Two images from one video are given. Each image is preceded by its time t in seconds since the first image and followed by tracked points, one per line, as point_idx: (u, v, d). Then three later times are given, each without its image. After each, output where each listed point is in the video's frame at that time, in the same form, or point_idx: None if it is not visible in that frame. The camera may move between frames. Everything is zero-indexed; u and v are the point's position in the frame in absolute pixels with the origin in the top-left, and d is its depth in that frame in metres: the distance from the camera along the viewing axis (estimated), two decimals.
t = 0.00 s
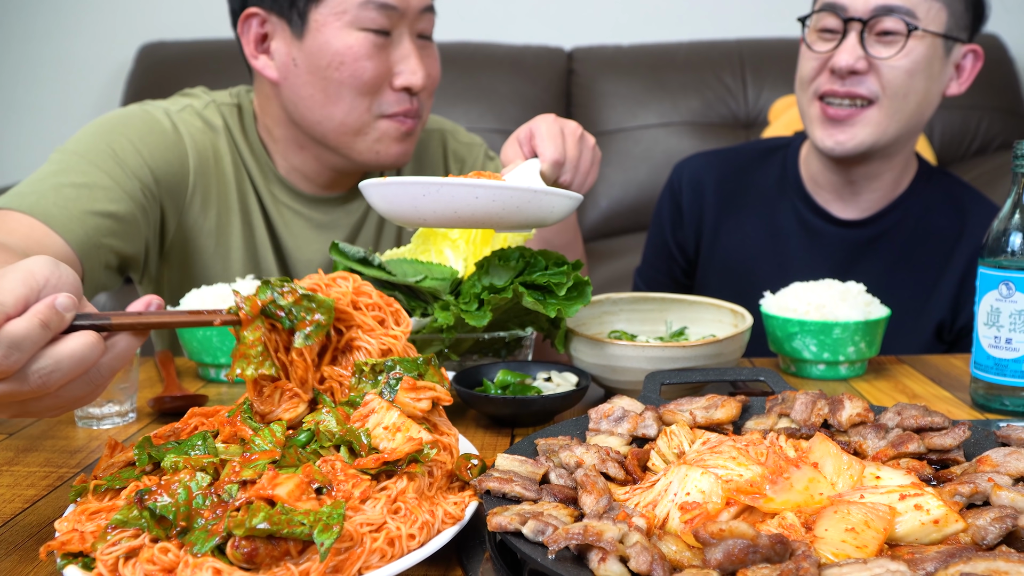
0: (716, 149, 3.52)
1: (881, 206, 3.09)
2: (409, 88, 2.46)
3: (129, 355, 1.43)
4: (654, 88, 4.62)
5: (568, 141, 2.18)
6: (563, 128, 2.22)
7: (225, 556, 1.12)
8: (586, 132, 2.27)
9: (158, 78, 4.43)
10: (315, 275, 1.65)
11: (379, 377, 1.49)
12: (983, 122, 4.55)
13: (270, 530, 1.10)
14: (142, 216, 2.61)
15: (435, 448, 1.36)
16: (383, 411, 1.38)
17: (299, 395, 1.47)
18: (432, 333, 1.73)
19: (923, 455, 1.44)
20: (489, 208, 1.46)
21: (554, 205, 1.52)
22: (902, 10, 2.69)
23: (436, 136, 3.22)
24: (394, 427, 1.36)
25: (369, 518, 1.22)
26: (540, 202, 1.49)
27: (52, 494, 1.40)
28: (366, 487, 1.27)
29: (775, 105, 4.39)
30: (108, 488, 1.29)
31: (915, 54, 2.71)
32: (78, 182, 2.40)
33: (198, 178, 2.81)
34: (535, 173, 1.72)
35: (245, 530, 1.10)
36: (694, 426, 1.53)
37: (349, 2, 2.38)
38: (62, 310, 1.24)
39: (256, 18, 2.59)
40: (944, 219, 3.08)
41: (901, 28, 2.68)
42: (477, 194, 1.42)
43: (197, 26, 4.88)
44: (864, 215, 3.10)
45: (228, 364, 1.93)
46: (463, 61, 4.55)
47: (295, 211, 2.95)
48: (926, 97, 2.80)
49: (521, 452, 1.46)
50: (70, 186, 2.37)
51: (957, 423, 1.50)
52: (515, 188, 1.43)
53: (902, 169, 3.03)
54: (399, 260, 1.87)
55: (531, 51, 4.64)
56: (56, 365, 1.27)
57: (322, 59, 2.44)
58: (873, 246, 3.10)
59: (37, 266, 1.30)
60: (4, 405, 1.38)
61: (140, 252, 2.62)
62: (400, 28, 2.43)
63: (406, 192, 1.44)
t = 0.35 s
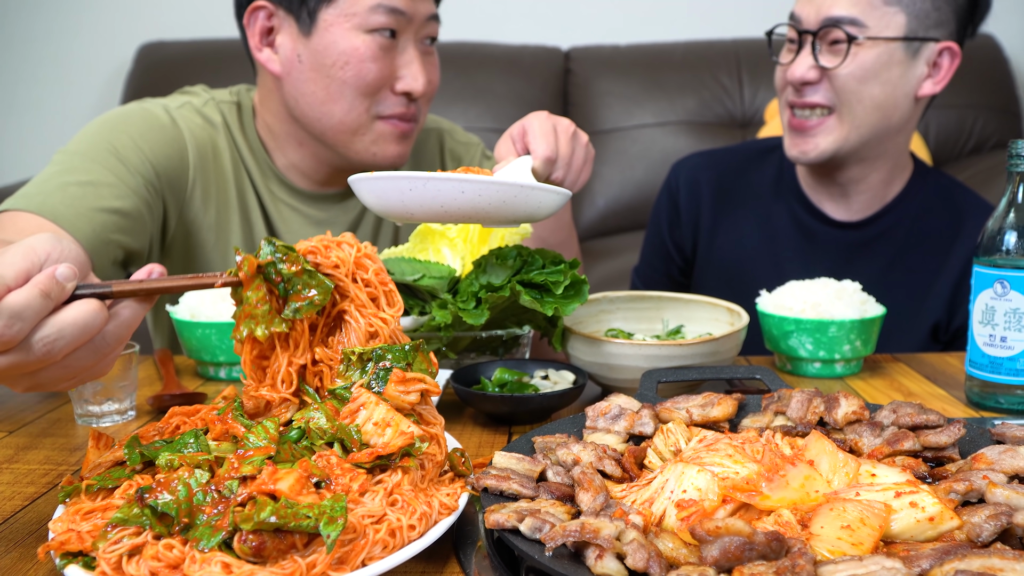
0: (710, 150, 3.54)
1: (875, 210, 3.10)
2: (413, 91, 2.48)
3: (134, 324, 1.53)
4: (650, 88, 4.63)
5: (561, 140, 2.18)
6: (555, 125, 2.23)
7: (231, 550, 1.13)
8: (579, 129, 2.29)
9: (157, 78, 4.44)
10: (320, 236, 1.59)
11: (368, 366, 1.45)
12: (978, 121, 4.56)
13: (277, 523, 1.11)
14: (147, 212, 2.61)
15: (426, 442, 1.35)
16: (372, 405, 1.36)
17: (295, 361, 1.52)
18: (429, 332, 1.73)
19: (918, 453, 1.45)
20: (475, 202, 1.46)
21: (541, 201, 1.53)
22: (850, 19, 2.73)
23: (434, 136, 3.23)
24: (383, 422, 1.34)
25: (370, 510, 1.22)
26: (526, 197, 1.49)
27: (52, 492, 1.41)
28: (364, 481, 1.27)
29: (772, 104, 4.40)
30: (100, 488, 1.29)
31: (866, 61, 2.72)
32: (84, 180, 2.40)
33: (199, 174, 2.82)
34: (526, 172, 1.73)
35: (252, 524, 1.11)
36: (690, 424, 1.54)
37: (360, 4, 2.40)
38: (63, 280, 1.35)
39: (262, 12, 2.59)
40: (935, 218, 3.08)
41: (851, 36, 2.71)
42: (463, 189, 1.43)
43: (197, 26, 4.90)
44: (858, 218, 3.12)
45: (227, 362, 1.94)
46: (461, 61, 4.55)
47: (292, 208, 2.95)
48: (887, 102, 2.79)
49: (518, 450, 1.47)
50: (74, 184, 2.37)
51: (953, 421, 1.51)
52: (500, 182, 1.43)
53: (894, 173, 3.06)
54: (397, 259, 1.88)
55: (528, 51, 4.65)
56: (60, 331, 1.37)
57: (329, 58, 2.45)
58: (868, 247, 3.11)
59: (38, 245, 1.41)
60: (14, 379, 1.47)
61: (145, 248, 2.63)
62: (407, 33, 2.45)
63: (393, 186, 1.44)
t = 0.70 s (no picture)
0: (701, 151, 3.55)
1: (863, 215, 3.11)
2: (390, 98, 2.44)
3: (159, 281, 1.60)
4: (647, 87, 4.64)
5: (555, 140, 2.19)
6: (550, 126, 2.24)
7: (231, 547, 1.14)
8: (574, 130, 2.29)
9: (157, 78, 4.45)
10: (345, 196, 1.52)
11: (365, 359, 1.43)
12: (973, 120, 4.57)
13: (276, 521, 1.12)
14: (164, 201, 2.63)
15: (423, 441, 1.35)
16: (367, 405, 1.36)
17: (310, 322, 1.51)
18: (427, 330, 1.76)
19: (913, 450, 1.46)
20: (463, 197, 1.50)
21: (529, 196, 1.57)
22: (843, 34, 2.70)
23: (437, 135, 3.25)
24: (379, 421, 1.34)
25: (368, 508, 1.23)
26: (513, 192, 1.53)
27: (52, 489, 1.42)
28: (362, 478, 1.28)
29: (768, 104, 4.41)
30: (100, 485, 1.29)
31: (860, 87, 2.72)
32: (104, 170, 2.43)
33: (210, 166, 2.85)
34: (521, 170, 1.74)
35: (251, 521, 1.12)
36: (687, 422, 1.55)
37: (340, 8, 2.36)
38: (86, 235, 1.43)
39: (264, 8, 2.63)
40: (925, 219, 3.08)
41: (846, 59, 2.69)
42: (450, 183, 1.46)
43: (197, 26, 4.91)
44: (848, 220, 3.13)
45: (226, 360, 1.95)
46: (459, 61, 4.56)
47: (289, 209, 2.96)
48: (881, 125, 2.82)
49: (515, 447, 1.48)
50: (93, 174, 2.40)
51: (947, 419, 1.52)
52: (486, 178, 1.47)
53: (887, 174, 3.04)
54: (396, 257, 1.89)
55: (526, 51, 4.65)
56: (82, 284, 1.42)
57: (318, 64, 2.44)
58: (859, 250, 3.12)
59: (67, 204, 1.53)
60: (43, 332, 1.57)
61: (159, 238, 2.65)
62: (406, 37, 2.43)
63: (382, 180, 1.50)
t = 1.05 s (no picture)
0: (691, 154, 3.55)
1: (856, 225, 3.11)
2: (341, 102, 2.45)
3: (166, 231, 1.64)
4: (643, 87, 4.65)
5: (553, 138, 2.19)
6: (549, 125, 2.24)
7: (229, 544, 1.15)
8: (573, 128, 2.30)
9: (155, 77, 4.45)
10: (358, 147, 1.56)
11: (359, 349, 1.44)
12: (968, 119, 4.58)
13: (275, 518, 1.13)
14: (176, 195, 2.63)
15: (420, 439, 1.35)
16: (359, 404, 1.35)
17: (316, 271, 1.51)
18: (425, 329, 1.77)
19: (908, 448, 1.46)
20: (459, 195, 1.50)
21: (525, 194, 1.57)
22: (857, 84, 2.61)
23: (442, 136, 3.26)
24: (372, 419, 1.35)
25: (366, 505, 1.23)
26: (510, 190, 1.53)
27: (52, 486, 1.43)
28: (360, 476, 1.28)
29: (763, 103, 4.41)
30: (100, 483, 1.30)
31: (870, 139, 2.69)
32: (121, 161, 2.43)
33: (219, 163, 2.86)
34: (516, 168, 1.75)
35: (250, 518, 1.12)
36: (683, 420, 1.56)
37: (290, 12, 2.38)
38: (91, 183, 1.50)
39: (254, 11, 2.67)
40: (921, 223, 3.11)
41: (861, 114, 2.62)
42: (446, 181, 1.46)
43: (196, 26, 4.91)
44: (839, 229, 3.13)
45: (225, 358, 1.96)
46: (457, 60, 4.57)
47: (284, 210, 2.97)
48: (886, 164, 2.83)
49: (512, 445, 1.49)
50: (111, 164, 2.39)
51: (942, 417, 1.53)
52: (483, 176, 1.47)
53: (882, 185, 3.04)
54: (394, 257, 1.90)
55: (523, 51, 4.65)
56: (87, 231, 1.49)
57: (279, 67, 2.45)
58: (852, 258, 3.13)
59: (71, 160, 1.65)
60: (54, 284, 1.65)
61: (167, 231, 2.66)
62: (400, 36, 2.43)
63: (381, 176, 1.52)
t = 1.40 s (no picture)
0: (685, 155, 3.56)
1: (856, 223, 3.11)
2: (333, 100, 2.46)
3: (156, 159, 1.44)
4: (640, 86, 4.66)
5: (541, 138, 2.20)
6: (536, 123, 2.25)
7: (228, 541, 1.16)
8: (560, 127, 2.30)
9: (153, 77, 4.46)
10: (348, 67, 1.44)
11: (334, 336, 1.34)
12: (962, 119, 4.59)
13: (273, 515, 1.14)
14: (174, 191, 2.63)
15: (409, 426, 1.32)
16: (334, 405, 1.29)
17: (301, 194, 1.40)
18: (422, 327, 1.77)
19: (904, 446, 1.47)
20: (436, 203, 1.50)
21: (505, 200, 1.57)
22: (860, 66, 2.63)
23: (440, 135, 3.26)
24: (352, 417, 1.30)
25: (364, 502, 1.24)
26: (488, 197, 1.53)
27: (51, 484, 1.43)
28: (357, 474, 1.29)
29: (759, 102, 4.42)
30: (99, 480, 1.31)
31: (878, 109, 2.68)
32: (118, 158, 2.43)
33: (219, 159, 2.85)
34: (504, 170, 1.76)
35: (248, 516, 1.13)
36: (679, 417, 1.57)
37: (285, 9, 2.39)
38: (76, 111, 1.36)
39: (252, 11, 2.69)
40: (919, 223, 3.12)
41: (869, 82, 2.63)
42: (423, 189, 1.47)
43: (194, 27, 4.92)
44: (837, 230, 3.13)
45: (223, 356, 1.97)
46: (455, 60, 4.58)
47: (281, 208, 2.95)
48: (890, 143, 2.79)
49: (510, 442, 1.50)
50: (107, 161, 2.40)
51: (938, 415, 1.54)
52: (460, 184, 1.47)
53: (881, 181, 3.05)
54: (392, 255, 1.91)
55: (520, 51, 4.66)
56: (71, 154, 1.32)
57: (276, 65, 2.45)
58: (853, 257, 3.13)
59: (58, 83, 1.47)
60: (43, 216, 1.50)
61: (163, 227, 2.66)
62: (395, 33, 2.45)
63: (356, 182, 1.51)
